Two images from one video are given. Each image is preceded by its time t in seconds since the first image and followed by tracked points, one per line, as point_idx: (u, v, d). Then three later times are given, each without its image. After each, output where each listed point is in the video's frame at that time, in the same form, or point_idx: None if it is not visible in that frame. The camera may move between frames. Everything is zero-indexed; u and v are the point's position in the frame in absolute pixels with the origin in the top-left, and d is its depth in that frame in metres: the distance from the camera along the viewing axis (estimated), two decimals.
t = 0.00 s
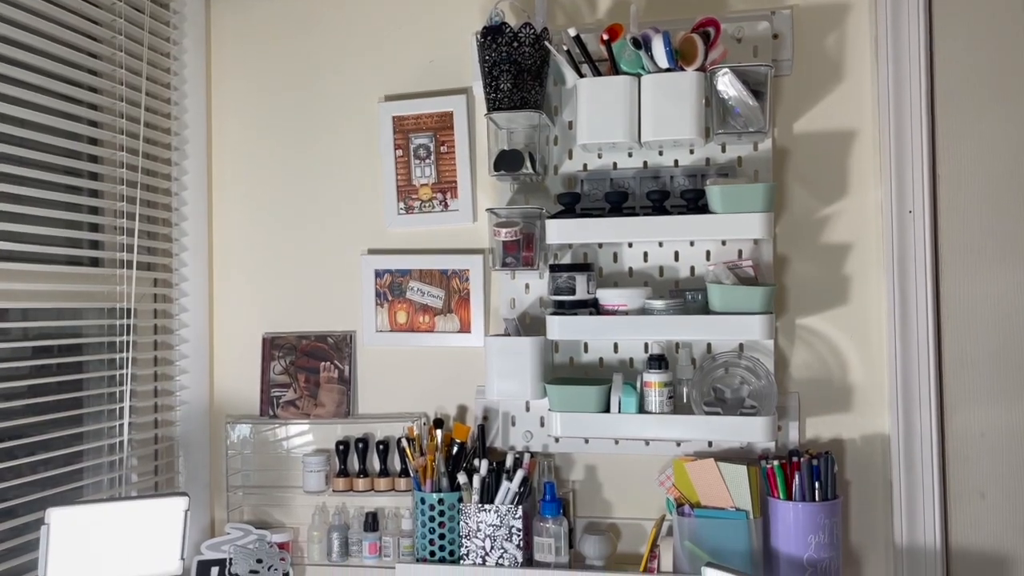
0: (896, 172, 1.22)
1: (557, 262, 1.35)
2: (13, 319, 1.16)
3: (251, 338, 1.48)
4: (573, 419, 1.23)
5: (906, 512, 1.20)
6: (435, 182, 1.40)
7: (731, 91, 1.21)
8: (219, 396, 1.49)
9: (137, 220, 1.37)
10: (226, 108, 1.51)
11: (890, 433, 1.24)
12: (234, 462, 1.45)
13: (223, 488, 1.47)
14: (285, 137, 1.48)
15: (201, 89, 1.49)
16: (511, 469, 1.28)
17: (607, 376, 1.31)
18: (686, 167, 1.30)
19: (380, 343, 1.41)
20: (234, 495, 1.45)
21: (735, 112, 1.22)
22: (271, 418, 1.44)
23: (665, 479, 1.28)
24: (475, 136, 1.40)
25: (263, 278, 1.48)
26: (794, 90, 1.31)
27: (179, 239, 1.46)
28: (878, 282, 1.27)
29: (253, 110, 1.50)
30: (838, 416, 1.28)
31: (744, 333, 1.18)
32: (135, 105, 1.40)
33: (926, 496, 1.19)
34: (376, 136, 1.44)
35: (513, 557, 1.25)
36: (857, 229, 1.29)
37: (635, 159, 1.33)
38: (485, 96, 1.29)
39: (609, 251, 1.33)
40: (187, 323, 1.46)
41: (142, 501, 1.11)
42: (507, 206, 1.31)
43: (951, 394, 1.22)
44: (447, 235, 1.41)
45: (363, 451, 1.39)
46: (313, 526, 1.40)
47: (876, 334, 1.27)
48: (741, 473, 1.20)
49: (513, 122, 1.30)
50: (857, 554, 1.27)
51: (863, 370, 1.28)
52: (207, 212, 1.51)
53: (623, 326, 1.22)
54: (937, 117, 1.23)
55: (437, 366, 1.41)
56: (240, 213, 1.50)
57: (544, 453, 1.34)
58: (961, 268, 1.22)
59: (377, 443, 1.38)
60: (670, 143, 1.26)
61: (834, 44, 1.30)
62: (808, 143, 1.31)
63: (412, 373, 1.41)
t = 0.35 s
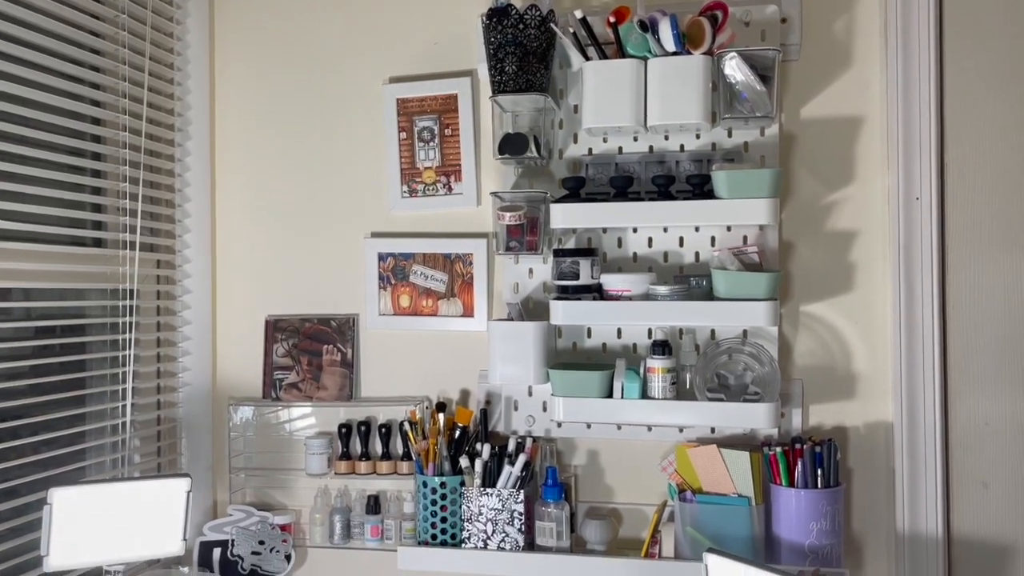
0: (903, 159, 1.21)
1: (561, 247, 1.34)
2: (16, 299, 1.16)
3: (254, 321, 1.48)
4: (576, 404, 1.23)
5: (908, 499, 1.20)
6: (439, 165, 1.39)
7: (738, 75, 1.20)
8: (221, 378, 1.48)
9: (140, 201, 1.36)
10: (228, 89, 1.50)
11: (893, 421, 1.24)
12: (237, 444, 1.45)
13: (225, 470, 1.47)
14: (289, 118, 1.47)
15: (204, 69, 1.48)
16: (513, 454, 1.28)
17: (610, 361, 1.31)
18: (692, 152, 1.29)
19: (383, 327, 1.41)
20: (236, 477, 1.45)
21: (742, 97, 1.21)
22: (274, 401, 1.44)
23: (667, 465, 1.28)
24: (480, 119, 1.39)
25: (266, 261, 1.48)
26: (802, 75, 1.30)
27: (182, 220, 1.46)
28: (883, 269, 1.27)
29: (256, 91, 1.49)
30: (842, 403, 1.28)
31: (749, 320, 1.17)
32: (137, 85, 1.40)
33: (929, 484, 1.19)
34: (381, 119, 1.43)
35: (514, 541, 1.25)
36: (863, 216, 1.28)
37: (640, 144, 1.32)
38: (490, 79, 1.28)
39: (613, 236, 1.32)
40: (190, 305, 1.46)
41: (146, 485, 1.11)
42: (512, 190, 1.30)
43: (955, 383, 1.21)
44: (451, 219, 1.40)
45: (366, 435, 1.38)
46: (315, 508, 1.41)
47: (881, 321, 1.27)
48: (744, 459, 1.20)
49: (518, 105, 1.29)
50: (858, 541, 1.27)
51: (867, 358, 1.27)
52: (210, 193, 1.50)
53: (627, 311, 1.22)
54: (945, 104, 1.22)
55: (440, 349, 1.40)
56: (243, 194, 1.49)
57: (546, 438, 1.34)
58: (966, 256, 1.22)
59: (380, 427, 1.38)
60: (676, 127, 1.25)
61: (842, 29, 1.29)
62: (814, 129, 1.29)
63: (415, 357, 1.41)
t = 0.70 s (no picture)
0: (926, 143, 1.16)
1: (567, 231, 1.29)
2: (7, 279, 1.13)
3: (250, 304, 1.44)
4: (580, 395, 1.19)
5: (923, 498, 1.16)
6: (442, 145, 1.35)
7: (755, 54, 1.15)
8: (216, 362, 1.44)
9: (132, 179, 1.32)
10: (226, 63, 1.45)
11: (909, 417, 1.20)
12: (232, 430, 1.42)
13: (219, 456, 1.44)
14: (287, 95, 1.43)
15: (200, 43, 1.43)
16: (515, 445, 1.24)
17: (616, 350, 1.26)
18: (705, 134, 1.24)
19: (383, 311, 1.37)
20: (231, 463, 1.42)
21: (758, 77, 1.16)
22: (269, 386, 1.40)
23: (673, 459, 1.23)
24: (484, 98, 1.34)
25: (264, 242, 1.44)
26: (821, 55, 1.24)
27: (176, 199, 1.41)
28: (902, 258, 1.22)
29: (254, 66, 1.44)
30: (855, 397, 1.23)
31: (762, 310, 1.13)
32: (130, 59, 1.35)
33: (945, 482, 1.15)
34: (382, 97, 1.38)
35: (515, 535, 1.21)
36: (883, 202, 1.22)
37: (651, 125, 1.27)
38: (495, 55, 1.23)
39: (622, 221, 1.27)
40: (184, 286, 1.42)
41: (137, 474, 1.08)
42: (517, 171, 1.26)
43: (976, 378, 1.17)
44: (454, 202, 1.36)
45: (365, 422, 1.35)
46: (312, 497, 1.37)
47: (898, 313, 1.22)
48: (753, 454, 1.16)
49: (524, 84, 1.24)
50: (870, 540, 1.23)
51: (883, 351, 1.23)
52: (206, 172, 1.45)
53: (636, 299, 1.17)
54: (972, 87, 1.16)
55: (441, 336, 1.36)
56: (240, 174, 1.45)
57: (549, 428, 1.30)
58: (990, 246, 1.16)
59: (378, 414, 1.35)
60: (689, 108, 1.20)
61: (864, 7, 1.23)
62: (833, 111, 1.24)
63: (415, 343, 1.37)
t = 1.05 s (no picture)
0: (958, 128, 1.04)
1: (562, 220, 1.19)
2: None
3: (224, 292, 1.35)
4: (572, 398, 1.09)
5: (946, 517, 1.06)
6: (430, 124, 1.25)
7: (770, 27, 1.03)
8: (187, 354, 1.36)
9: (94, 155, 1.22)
10: (201, 33, 1.35)
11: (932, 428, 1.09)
12: (203, 426, 1.34)
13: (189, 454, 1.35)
14: (266, 68, 1.32)
15: (173, 10, 1.33)
16: (501, 450, 1.14)
17: (613, 350, 1.16)
18: (715, 115, 1.13)
19: (364, 303, 1.27)
20: (201, 462, 1.33)
21: (774, 54, 1.05)
22: (242, 380, 1.32)
23: (673, 468, 1.14)
24: (476, 74, 1.23)
25: (239, 226, 1.34)
26: (844, 30, 1.13)
27: (145, 178, 1.31)
28: (929, 255, 1.11)
29: (231, 36, 1.34)
30: (873, 406, 1.13)
31: (772, 310, 1.02)
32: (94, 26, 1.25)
33: (970, 501, 1.05)
34: (367, 71, 1.28)
35: (499, 548, 1.12)
36: (908, 193, 1.12)
37: (656, 105, 1.16)
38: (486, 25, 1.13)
39: (622, 209, 1.17)
40: (153, 273, 1.32)
41: (67, 477, 0.98)
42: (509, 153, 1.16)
43: (1007, 388, 1.05)
44: (442, 185, 1.25)
45: (342, 422, 1.25)
46: (286, 500, 1.28)
47: (923, 314, 1.11)
48: (759, 468, 1.06)
49: (518, 57, 1.14)
50: (887, 561, 1.13)
51: (906, 356, 1.12)
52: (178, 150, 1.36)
53: (634, 296, 1.07)
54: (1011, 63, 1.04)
55: (425, 330, 1.27)
56: (214, 152, 1.35)
57: (539, 432, 1.20)
58: None
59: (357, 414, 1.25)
60: (698, 87, 1.09)
61: None
62: (856, 92, 1.13)
63: (397, 338, 1.28)
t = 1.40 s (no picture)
0: (978, 129, 0.91)
1: (540, 226, 1.09)
2: None
3: (182, 297, 1.26)
4: (543, 425, 0.99)
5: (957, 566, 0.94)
6: (401, 119, 1.15)
7: (768, 16, 0.92)
8: (142, 361, 1.28)
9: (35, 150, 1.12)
10: (162, 19, 1.26)
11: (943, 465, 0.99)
12: (158, 440, 1.25)
13: (141, 469, 1.26)
14: (229, 57, 1.23)
15: None
16: (467, 478, 1.05)
17: (593, 370, 1.07)
18: (708, 114, 1.03)
19: (327, 312, 1.18)
20: (154, 478, 1.25)
21: (772, 47, 0.95)
22: (199, 393, 1.23)
23: (655, 500, 1.03)
24: (450, 66, 1.13)
25: (198, 227, 1.25)
26: (854, 20, 1.02)
27: (95, 174, 1.21)
28: (943, 272, 1.00)
29: (193, 22, 1.25)
30: (878, 438, 1.02)
31: (765, 332, 0.92)
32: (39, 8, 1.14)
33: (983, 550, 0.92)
34: (335, 61, 1.18)
35: None
36: (921, 203, 1.01)
37: (644, 101, 1.05)
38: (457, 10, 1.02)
39: (605, 216, 1.07)
40: (103, 275, 1.22)
41: None
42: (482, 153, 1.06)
43: None
44: (413, 186, 1.16)
45: (302, 440, 1.16)
46: (241, 522, 1.20)
47: (936, 338, 1.00)
48: (749, 506, 0.96)
49: (494, 48, 1.05)
50: None
51: (915, 383, 1.01)
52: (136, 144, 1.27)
53: (613, 313, 0.97)
54: None
55: (393, 343, 1.17)
56: (174, 147, 1.26)
57: (512, 457, 1.11)
58: None
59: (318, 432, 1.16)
60: (689, 82, 0.99)
61: None
62: (866, 90, 1.02)
63: (363, 351, 1.18)
